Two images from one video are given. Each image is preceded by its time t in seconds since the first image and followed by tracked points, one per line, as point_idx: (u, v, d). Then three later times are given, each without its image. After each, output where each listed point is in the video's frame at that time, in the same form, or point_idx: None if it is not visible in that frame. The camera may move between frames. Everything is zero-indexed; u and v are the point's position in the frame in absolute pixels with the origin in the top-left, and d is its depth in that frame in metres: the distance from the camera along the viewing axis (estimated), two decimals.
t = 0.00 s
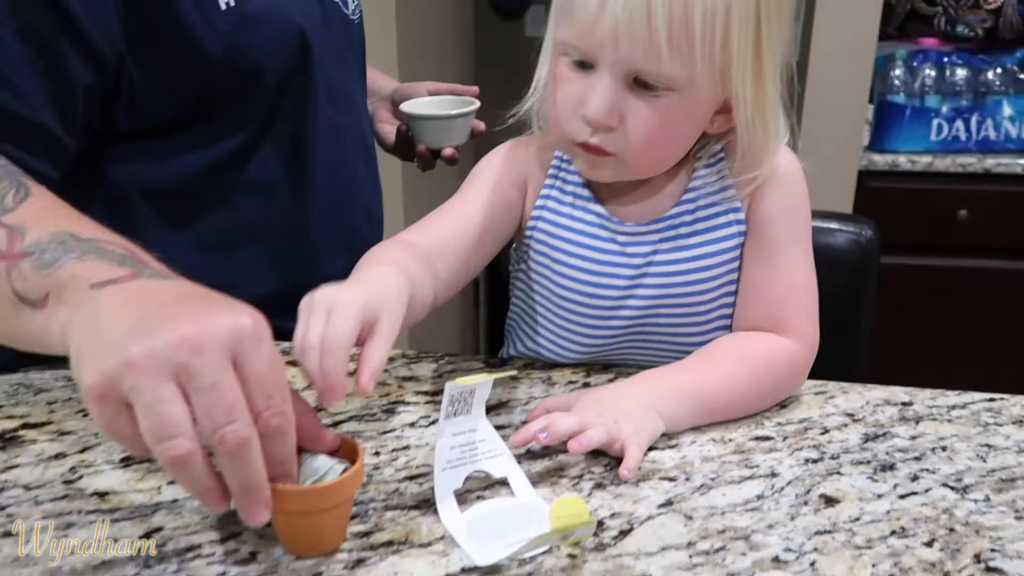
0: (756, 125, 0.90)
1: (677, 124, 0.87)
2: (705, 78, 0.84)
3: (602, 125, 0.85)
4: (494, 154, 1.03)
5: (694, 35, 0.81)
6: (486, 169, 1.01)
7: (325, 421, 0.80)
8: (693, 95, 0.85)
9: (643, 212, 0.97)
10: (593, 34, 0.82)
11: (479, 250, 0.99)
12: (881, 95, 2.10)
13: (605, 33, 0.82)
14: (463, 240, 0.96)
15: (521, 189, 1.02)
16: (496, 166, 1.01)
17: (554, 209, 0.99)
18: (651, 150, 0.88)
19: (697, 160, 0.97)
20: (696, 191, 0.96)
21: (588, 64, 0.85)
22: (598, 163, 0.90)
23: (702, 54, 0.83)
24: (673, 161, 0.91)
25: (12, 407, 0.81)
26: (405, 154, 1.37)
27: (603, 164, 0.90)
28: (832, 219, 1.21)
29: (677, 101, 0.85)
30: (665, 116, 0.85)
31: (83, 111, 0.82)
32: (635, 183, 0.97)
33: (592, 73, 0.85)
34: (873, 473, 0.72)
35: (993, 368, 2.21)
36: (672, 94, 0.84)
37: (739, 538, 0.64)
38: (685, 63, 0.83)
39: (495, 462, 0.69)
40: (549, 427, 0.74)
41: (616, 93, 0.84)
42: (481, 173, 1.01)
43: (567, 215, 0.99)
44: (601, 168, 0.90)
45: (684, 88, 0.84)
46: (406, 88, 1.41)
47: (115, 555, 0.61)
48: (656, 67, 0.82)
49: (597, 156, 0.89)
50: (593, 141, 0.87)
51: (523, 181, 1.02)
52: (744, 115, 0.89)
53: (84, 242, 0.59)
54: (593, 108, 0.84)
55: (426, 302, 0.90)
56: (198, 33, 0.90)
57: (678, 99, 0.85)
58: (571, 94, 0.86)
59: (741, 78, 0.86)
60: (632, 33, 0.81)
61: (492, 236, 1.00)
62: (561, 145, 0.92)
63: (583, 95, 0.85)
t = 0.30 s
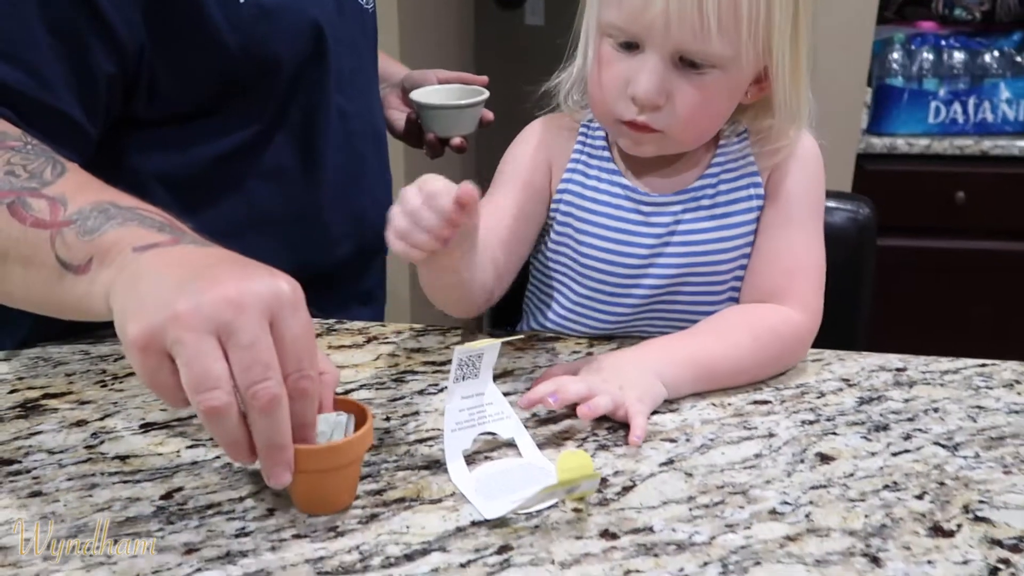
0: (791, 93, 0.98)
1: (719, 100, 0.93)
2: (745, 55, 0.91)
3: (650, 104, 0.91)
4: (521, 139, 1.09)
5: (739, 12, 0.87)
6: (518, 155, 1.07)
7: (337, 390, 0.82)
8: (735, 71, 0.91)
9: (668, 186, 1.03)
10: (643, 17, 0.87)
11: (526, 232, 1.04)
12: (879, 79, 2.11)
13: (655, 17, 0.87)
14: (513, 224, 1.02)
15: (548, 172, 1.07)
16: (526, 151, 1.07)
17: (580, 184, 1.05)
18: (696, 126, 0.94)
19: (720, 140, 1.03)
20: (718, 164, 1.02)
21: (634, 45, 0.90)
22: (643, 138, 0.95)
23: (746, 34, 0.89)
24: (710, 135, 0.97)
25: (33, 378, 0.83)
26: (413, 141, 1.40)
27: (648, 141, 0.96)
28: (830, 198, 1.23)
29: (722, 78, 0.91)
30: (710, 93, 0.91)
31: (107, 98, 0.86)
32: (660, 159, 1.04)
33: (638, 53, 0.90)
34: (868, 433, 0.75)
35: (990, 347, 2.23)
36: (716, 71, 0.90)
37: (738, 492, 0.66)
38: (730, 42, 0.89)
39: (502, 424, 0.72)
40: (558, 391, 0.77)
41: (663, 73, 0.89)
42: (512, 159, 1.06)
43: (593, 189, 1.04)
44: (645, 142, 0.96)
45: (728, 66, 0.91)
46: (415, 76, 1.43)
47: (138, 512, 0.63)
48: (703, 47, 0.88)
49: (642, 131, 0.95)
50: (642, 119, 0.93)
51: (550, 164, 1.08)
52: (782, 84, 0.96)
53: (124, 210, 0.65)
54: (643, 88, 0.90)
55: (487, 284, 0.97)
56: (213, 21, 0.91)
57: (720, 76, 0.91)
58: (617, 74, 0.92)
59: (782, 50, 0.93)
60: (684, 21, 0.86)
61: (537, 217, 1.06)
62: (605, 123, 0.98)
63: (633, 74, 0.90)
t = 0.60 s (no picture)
0: (772, 79, 1.01)
1: (706, 86, 0.95)
2: (725, 40, 0.94)
3: (634, 93, 0.94)
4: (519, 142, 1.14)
5: None
6: (517, 161, 1.13)
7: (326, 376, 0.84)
8: (715, 56, 0.94)
9: (656, 176, 1.07)
10: (620, 11, 0.91)
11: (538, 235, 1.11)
12: (856, 75, 2.15)
13: (631, 10, 0.91)
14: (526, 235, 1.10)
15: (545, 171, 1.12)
16: (524, 157, 1.13)
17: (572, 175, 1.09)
18: (682, 114, 0.96)
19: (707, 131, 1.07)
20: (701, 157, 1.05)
21: (616, 38, 0.94)
22: (631, 128, 0.98)
23: (723, 21, 0.92)
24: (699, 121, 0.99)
25: (24, 366, 0.84)
26: (396, 136, 1.42)
27: (636, 130, 0.98)
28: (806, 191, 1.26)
29: (703, 65, 0.94)
30: (692, 80, 0.94)
31: (100, 93, 0.87)
32: (647, 152, 1.07)
33: (621, 46, 0.94)
34: (841, 415, 0.77)
35: (965, 340, 2.28)
36: (695, 58, 0.93)
37: (716, 471, 0.69)
38: (707, 29, 0.92)
39: (488, 407, 0.74)
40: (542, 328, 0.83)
41: (646, 63, 0.93)
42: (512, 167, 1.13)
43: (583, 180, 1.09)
44: (633, 132, 0.98)
45: (708, 53, 0.94)
46: (399, 72, 1.44)
47: (133, 494, 0.65)
48: (681, 33, 0.91)
49: (630, 122, 0.97)
50: (628, 108, 0.96)
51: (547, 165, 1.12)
52: (761, 71, 0.99)
53: (121, 212, 0.67)
54: (626, 77, 0.93)
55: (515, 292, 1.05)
56: (206, 17, 0.94)
57: (703, 62, 0.94)
58: (602, 66, 0.95)
59: (758, 37, 0.96)
60: (658, 7, 0.89)
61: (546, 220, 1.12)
62: (596, 115, 1.00)
63: (616, 65, 0.94)
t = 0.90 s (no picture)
0: (744, 101, 1.02)
1: (676, 105, 0.98)
2: (691, 60, 0.96)
3: (605, 114, 0.97)
4: (512, 159, 1.16)
5: (677, 24, 0.93)
6: (511, 178, 1.14)
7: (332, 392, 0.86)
8: (683, 78, 0.97)
9: (638, 198, 1.10)
10: (589, 35, 0.95)
11: (525, 252, 1.13)
12: (845, 98, 2.19)
13: (598, 34, 0.94)
14: (513, 252, 1.12)
15: (538, 190, 1.14)
16: (518, 174, 1.14)
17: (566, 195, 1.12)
18: (652, 136, 0.99)
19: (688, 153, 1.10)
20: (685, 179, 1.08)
21: (589, 61, 0.98)
22: (604, 148, 1.01)
23: (688, 45, 0.95)
24: (673, 143, 1.02)
25: (36, 382, 0.86)
26: (393, 155, 1.43)
27: (609, 150, 1.01)
28: (798, 211, 1.29)
29: (672, 86, 0.96)
30: (662, 102, 0.97)
31: (107, 115, 0.89)
32: (626, 170, 1.11)
33: (592, 69, 0.97)
34: (834, 429, 0.80)
35: (955, 358, 2.31)
36: (663, 80, 0.96)
37: (714, 482, 0.71)
38: (672, 53, 0.95)
39: (492, 421, 0.76)
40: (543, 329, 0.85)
41: (615, 85, 0.96)
42: (506, 185, 1.14)
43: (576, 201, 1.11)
44: (608, 153, 1.01)
45: (678, 74, 0.96)
46: (399, 94, 1.47)
47: (148, 505, 0.67)
48: (646, 57, 0.94)
49: (603, 142, 1.00)
50: (599, 129, 0.99)
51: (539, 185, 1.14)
52: (731, 95, 1.01)
53: (121, 217, 0.69)
54: (596, 99, 0.96)
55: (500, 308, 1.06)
56: (213, 44, 0.96)
57: (672, 84, 0.96)
58: (575, 89, 0.98)
59: (725, 62, 0.98)
60: (622, 30, 0.93)
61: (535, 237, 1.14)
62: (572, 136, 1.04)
63: (587, 88, 0.97)
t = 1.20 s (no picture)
0: (718, 139, 1.01)
1: (647, 141, 0.96)
2: (664, 98, 0.95)
3: (577, 147, 0.96)
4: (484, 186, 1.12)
5: (649, 59, 0.93)
6: (485, 207, 1.10)
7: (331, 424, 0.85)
8: (656, 113, 0.95)
9: (618, 225, 1.07)
10: (561, 70, 0.95)
11: (507, 281, 1.10)
12: (836, 133, 2.21)
13: (570, 68, 0.94)
14: (494, 283, 1.08)
15: (512, 217, 1.10)
16: (493, 205, 1.10)
17: (544, 231, 1.08)
18: (623, 170, 0.97)
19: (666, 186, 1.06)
20: (667, 211, 1.05)
21: (562, 95, 0.97)
22: (577, 182, 1.00)
23: (659, 80, 0.94)
24: (647, 177, 1.01)
25: (33, 416, 0.85)
26: (393, 192, 1.45)
27: (582, 184, 1.00)
28: (794, 243, 1.29)
29: (643, 121, 0.95)
30: (635, 136, 0.95)
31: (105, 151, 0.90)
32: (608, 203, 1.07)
33: (565, 103, 0.96)
34: (834, 458, 0.80)
35: (953, 388, 2.31)
36: (636, 115, 0.95)
37: (715, 513, 0.70)
38: (643, 87, 0.94)
39: (491, 452, 0.76)
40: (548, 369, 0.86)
41: (588, 117, 0.95)
42: (479, 215, 1.10)
43: (557, 237, 1.07)
44: (582, 186, 1.00)
45: (650, 108, 0.95)
46: (398, 130, 1.49)
47: (144, 539, 0.66)
48: (618, 91, 0.94)
49: (575, 176, 0.99)
50: (571, 162, 0.97)
51: (513, 213, 1.10)
52: (705, 132, 0.99)
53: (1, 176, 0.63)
54: (568, 131, 0.95)
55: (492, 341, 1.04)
56: (212, 77, 0.97)
57: (644, 119, 0.95)
58: (550, 122, 0.97)
59: (699, 99, 0.97)
60: (594, 65, 0.93)
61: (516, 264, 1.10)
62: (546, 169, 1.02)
63: (560, 121, 0.96)
